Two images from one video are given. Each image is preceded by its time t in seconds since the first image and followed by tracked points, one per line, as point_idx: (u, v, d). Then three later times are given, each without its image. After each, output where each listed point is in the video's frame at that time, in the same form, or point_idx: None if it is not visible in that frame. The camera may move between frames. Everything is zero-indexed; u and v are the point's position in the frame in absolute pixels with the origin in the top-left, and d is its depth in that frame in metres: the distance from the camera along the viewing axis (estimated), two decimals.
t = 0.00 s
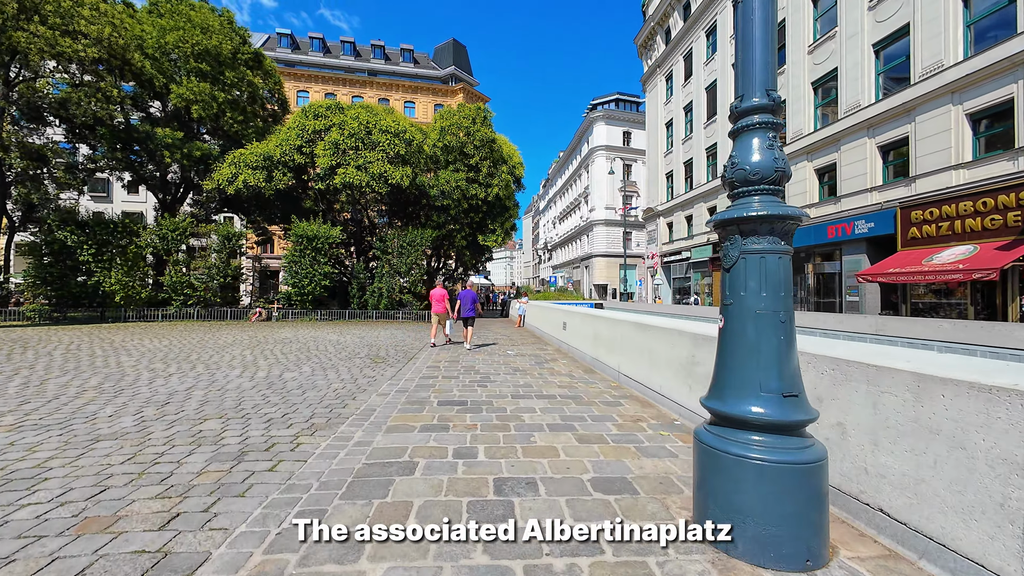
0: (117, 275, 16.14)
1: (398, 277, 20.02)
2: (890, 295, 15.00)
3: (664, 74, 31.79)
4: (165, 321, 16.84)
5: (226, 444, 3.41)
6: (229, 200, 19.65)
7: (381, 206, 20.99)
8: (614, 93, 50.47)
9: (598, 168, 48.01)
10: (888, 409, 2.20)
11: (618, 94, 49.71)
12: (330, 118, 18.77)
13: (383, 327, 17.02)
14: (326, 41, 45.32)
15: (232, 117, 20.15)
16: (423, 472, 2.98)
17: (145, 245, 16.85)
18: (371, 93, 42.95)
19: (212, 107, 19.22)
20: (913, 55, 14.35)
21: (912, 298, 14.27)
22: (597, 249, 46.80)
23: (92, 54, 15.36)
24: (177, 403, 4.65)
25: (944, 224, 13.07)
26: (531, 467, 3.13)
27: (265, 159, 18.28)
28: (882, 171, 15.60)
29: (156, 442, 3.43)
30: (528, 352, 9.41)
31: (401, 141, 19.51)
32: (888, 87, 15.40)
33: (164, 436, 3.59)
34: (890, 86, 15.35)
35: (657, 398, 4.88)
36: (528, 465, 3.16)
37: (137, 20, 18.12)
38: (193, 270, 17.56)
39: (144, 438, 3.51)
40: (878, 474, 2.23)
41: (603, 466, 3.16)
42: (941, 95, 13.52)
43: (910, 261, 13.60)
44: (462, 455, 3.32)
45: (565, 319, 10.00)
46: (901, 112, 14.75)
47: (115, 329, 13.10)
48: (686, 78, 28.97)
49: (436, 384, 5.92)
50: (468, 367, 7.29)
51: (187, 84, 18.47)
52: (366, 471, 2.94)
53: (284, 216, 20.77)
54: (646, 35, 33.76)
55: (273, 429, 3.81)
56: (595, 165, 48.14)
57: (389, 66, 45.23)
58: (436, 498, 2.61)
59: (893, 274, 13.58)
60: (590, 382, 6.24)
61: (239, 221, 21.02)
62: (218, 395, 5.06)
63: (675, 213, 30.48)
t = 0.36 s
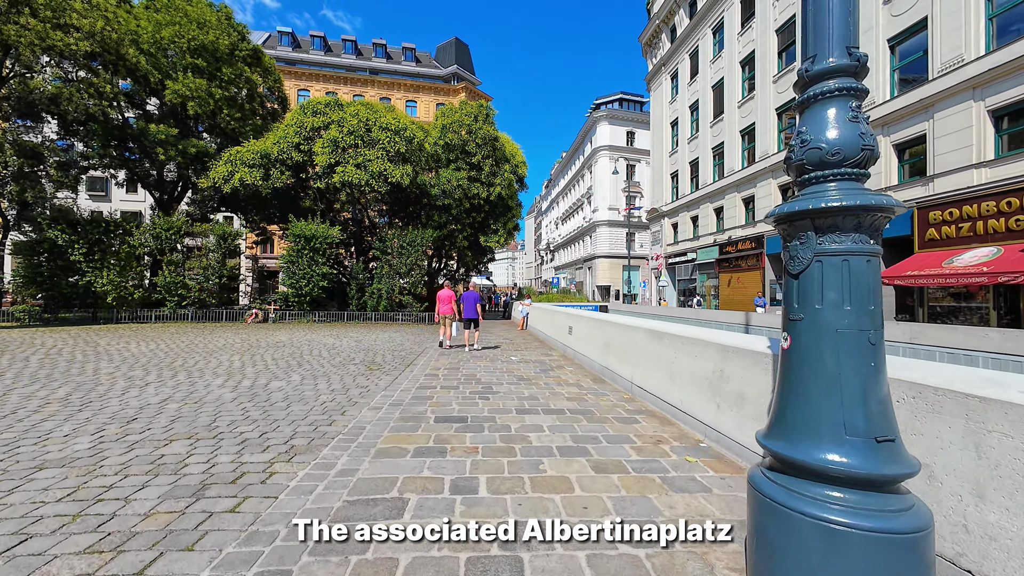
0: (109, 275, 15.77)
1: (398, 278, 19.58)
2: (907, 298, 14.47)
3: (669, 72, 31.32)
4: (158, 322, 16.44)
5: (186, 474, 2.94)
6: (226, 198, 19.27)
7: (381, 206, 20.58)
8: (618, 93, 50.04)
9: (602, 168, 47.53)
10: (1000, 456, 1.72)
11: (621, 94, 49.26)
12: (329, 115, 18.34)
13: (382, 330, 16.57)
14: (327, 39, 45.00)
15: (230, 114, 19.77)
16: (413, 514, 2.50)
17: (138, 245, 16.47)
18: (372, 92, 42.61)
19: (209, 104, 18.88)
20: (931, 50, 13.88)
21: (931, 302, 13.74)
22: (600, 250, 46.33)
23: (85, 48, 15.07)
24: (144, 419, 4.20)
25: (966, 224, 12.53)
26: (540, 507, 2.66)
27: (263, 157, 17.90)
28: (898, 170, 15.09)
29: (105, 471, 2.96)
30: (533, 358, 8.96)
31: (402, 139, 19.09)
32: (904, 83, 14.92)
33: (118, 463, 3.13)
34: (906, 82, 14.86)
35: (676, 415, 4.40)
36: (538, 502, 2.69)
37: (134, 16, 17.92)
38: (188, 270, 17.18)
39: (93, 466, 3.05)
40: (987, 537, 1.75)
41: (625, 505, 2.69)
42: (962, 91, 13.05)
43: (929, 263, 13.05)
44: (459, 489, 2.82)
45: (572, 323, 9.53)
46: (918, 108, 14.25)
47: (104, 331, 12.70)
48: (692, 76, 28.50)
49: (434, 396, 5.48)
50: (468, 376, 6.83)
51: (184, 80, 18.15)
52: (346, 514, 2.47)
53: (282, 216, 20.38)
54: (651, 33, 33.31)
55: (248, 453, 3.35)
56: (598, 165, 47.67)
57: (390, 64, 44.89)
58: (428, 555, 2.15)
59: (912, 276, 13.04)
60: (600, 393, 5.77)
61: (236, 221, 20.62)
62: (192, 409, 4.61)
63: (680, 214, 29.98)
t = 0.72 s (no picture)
0: (100, 273, 15.36)
1: (397, 277, 19.11)
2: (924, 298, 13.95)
3: (674, 68, 30.77)
4: (150, 322, 15.99)
5: (125, 506, 2.44)
6: (222, 195, 18.84)
7: (381, 203, 20.13)
8: (621, 91, 49.55)
9: (605, 166, 46.97)
10: None
11: (625, 91, 48.71)
12: (326, 109, 17.87)
13: (381, 329, 16.12)
14: (327, 36, 44.54)
15: (225, 109, 19.33)
16: (395, 563, 2.02)
17: (130, 242, 16.01)
18: (373, 90, 42.16)
19: (204, 98, 18.43)
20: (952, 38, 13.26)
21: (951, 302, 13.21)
22: (603, 249, 45.82)
23: (74, 38, 15.01)
24: (101, 432, 3.71)
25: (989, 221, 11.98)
26: (553, 550, 2.16)
27: (258, 152, 17.45)
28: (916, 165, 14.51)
29: (29, 502, 2.47)
30: (536, 361, 8.48)
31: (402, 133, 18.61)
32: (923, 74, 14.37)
33: (51, 489, 2.64)
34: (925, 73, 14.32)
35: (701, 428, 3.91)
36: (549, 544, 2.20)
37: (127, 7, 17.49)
38: (182, 268, 16.74)
39: (20, 494, 2.57)
40: None
41: (658, 547, 2.20)
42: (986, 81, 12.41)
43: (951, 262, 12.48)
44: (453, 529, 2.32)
45: (577, 323, 9.04)
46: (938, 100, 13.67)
47: (92, 331, 12.28)
48: (698, 71, 27.95)
49: (431, 402, 5.01)
50: (468, 380, 6.34)
51: (178, 73, 17.70)
52: (312, 564, 1.99)
53: (279, 213, 19.92)
54: (655, 29, 32.76)
55: (203, 478, 2.84)
56: (601, 163, 47.13)
57: (391, 61, 44.39)
58: None
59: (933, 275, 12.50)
60: (612, 400, 5.28)
61: (232, 218, 20.18)
62: (158, 420, 4.11)
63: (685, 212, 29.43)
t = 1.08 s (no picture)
0: (89, 270, 14.94)
1: (397, 274, 18.64)
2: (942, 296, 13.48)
3: (679, 62, 30.23)
4: (141, 320, 15.52)
5: (33, 551, 1.95)
6: (216, 190, 18.36)
7: (380, 199, 19.67)
8: (623, 87, 48.99)
9: (607, 163, 46.41)
10: None
11: (628, 87, 48.15)
12: (323, 102, 17.40)
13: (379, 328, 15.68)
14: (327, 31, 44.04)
15: (220, 102, 18.85)
16: None
17: (120, 238, 15.54)
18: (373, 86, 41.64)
19: (198, 90, 17.93)
20: (975, 24, 12.81)
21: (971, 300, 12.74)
22: (605, 247, 45.36)
23: (58, 27, 14.54)
24: (47, 445, 3.24)
25: (1013, 215, 11.48)
26: None
27: (253, 146, 16.99)
28: (934, 158, 13.96)
29: None
30: (541, 362, 8.00)
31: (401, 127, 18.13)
32: (941, 63, 13.82)
33: None
34: (943, 62, 13.77)
35: (734, 442, 3.42)
36: None
37: None
38: (175, 265, 16.31)
39: None
40: None
41: None
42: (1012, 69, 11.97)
43: (973, 258, 11.98)
44: None
45: (584, 321, 8.56)
46: (958, 90, 13.15)
47: (78, 330, 11.82)
48: (703, 65, 27.40)
49: (426, 410, 4.54)
50: (468, 383, 5.88)
51: (171, 65, 17.24)
52: None
53: (275, 208, 19.46)
54: (659, 22, 32.19)
55: (146, 511, 2.33)
56: (604, 160, 46.60)
57: (391, 57, 43.81)
58: None
59: (953, 272, 12.02)
60: (626, 408, 4.80)
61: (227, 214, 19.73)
62: (117, 430, 3.65)
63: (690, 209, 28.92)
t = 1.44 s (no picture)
0: (78, 268, 14.54)
1: (396, 272, 18.18)
2: (963, 294, 12.99)
3: (683, 56, 29.66)
4: (132, 320, 15.08)
5: None
6: (210, 186, 17.88)
7: (379, 195, 19.20)
8: (626, 82, 48.37)
9: (609, 159, 45.86)
10: None
11: (630, 82, 47.55)
12: (319, 94, 16.91)
13: (377, 327, 15.24)
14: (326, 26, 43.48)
15: (214, 95, 18.34)
16: None
17: (110, 235, 15.10)
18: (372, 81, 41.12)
19: (190, 83, 17.43)
20: (997, 11, 12.30)
21: (994, 299, 12.25)
22: (608, 245, 44.86)
23: (44, 16, 14.34)
24: None
25: None
26: None
27: (247, 140, 16.51)
28: (953, 151, 13.43)
29: None
30: (548, 366, 7.53)
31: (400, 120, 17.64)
32: (962, 52, 13.28)
33: None
34: (964, 51, 13.23)
35: (778, 467, 2.95)
36: None
37: None
38: (167, 263, 15.87)
39: None
40: None
41: None
42: None
43: (998, 255, 11.43)
44: None
45: (592, 321, 8.10)
46: (980, 79, 12.60)
47: (64, 330, 11.40)
48: (709, 59, 26.83)
49: (424, 423, 4.06)
50: (469, 390, 5.42)
51: (162, 57, 16.77)
52: None
53: (271, 205, 18.99)
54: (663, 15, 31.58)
55: (62, 572, 1.84)
56: (606, 157, 46.05)
57: (390, 52, 43.22)
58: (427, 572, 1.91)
59: (978, 270, 11.41)
60: (645, 420, 4.32)
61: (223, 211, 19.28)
62: (66, 451, 3.18)
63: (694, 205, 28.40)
